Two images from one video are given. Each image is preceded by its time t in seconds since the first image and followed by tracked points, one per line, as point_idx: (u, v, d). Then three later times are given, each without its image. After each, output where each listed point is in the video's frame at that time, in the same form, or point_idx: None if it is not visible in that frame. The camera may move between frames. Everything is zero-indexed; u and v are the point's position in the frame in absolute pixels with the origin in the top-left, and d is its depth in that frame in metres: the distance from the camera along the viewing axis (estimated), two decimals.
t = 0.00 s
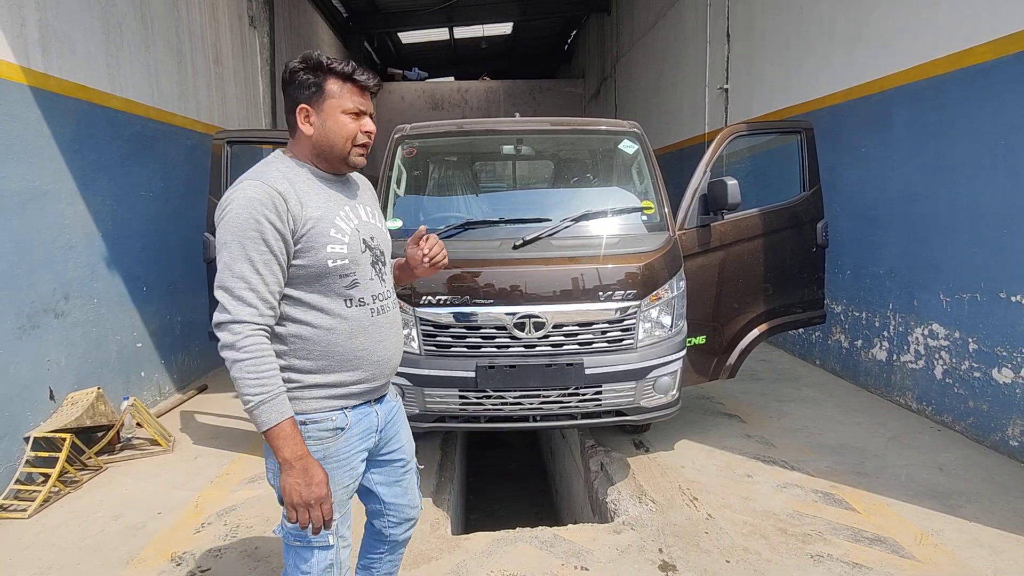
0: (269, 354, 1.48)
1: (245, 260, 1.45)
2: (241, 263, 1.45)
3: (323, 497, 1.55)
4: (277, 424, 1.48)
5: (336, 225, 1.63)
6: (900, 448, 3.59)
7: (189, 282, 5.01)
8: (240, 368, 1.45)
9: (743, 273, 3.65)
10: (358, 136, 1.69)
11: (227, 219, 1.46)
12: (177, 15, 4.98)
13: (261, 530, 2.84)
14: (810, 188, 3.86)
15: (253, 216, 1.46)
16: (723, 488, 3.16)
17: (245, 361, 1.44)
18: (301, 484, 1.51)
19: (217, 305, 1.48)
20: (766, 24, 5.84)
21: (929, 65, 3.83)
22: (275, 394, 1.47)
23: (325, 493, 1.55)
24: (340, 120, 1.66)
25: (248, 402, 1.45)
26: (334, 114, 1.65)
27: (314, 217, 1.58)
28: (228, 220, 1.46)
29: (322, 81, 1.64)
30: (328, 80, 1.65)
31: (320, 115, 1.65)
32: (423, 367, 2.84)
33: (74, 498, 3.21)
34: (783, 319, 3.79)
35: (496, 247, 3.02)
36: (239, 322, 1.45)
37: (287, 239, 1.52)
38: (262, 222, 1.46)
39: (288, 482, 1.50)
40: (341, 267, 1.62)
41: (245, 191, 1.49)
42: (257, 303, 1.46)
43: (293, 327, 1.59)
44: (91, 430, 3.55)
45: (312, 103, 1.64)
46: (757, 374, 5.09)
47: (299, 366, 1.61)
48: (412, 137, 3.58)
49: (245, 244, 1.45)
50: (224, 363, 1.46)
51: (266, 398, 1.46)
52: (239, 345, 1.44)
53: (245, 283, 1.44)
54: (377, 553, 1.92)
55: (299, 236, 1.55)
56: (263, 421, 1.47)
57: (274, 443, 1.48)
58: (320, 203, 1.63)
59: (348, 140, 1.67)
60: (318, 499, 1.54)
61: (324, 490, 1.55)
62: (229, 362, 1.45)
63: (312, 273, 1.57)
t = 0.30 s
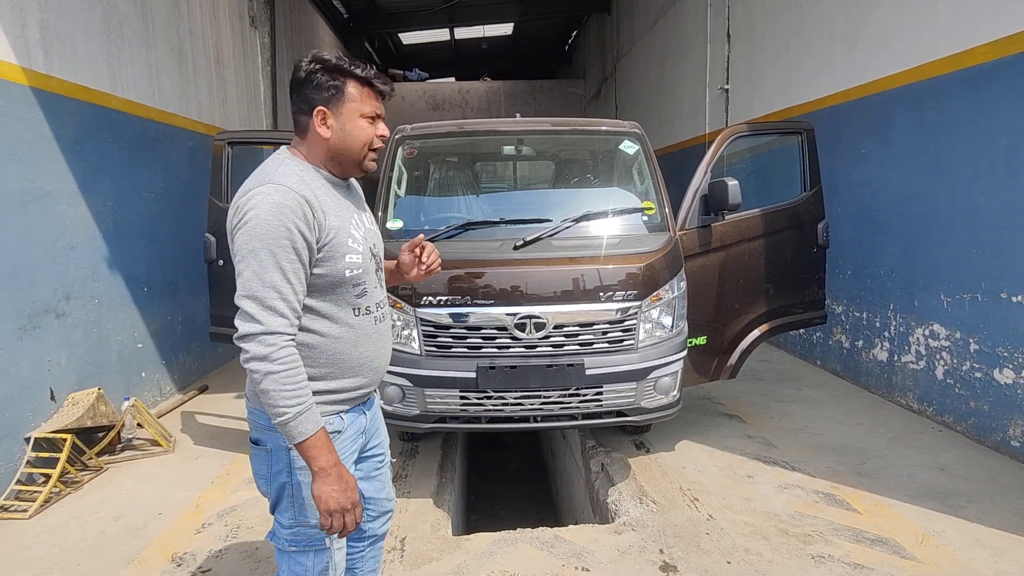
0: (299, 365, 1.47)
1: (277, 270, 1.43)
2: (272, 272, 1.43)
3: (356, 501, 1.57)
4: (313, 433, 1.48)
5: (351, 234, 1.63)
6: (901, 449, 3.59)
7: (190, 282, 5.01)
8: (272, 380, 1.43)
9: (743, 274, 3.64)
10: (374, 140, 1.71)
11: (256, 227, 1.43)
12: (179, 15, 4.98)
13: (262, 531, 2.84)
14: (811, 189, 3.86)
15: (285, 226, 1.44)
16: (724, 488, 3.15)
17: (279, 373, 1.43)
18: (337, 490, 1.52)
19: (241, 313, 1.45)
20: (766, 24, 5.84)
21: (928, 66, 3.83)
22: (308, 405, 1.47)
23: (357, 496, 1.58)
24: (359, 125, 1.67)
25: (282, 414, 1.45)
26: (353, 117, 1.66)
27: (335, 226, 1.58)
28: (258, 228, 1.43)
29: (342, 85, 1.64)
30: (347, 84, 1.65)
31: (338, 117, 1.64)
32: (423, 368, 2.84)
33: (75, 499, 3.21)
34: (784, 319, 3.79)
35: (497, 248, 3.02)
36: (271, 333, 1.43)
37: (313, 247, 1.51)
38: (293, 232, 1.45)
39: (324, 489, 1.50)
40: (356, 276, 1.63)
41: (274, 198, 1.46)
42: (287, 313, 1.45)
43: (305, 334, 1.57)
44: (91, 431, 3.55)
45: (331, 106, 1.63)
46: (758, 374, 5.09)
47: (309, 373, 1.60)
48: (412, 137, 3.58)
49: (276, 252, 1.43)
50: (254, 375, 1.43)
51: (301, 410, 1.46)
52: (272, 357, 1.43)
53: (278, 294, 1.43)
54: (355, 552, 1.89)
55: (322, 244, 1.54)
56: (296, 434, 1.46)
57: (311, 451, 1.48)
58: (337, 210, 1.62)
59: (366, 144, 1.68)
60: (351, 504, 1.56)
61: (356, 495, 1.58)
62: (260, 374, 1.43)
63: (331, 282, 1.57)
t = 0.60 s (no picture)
0: (313, 360, 1.48)
1: (287, 268, 1.43)
2: (283, 270, 1.43)
3: (371, 490, 1.57)
4: (330, 426, 1.48)
5: (351, 234, 1.64)
6: (903, 451, 3.58)
7: (193, 284, 5.02)
8: (288, 376, 1.43)
9: (745, 276, 3.64)
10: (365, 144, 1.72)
11: (264, 227, 1.43)
12: (181, 18, 5.00)
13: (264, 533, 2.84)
14: (813, 191, 3.85)
15: (293, 225, 1.45)
16: (726, 491, 3.15)
17: (295, 369, 1.43)
18: (356, 479, 1.52)
19: (251, 313, 1.44)
20: (767, 26, 5.85)
21: (930, 68, 3.83)
22: (323, 401, 1.48)
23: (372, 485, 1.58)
24: (351, 130, 1.68)
25: (298, 410, 1.44)
26: (345, 123, 1.67)
27: (337, 225, 1.58)
28: (267, 228, 1.43)
29: (334, 90, 1.64)
30: (339, 89, 1.65)
31: (331, 123, 1.65)
32: (425, 370, 2.83)
33: (76, 501, 3.21)
34: (786, 321, 3.78)
35: (498, 250, 3.03)
36: (285, 330, 1.43)
37: (318, 246, 1.52)
38: (301, 231, 1.46)
39: (342, 479, 1.50)
40: (355, 274, 1.64)
41: (279, 198, 1.46)
42: (299, 310, 1.46)
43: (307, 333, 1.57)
44: (93, 433, 3.55)
45: (324, 113, 1.64)
46: (760, 376, 5.08)
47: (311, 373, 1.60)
48: (414, 139, 3.59)
49: (285, 251, 1.43)
50: (269, 373, 1.43)
51: (317, 405, 1.46)
52: (287, 354, 1.43)
53: (290, 292, 1.43)
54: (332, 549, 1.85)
55: (325, 243, 1.55)
56: (311, 429, 1.46)
57: (327, 444, 1.48)
58: (336, 209, 1.63)
59: (358, 149, 1.69)
60: (369, 491, 1.56)
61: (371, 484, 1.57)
62: (275, 371, 1.42)
63: (333, 280, 1.58)
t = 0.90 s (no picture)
0: (308, 347, 1.57)
1: (282, 261, 1.53)
2: (279, 263, 1.52)
3: (365, 469, 1.66)
4: (326, 409, 1.56)
5: (331, 234, 1.77)
6: (907, 453, 3.57)
7: (196, 287, 5.03)
8: (288, 361, 1.51)
9: (748, 278, 3.63)
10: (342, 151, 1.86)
11: (259, 223, 1.52)
12: (185, 21, 5.02)
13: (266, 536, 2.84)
14: (816, 193, 3.85)
15: (285, 221, 1.55)
16: (729, 493, 3.14)
17: (294, 355, 1.51)
18: (351, 458, 1.62)
19: (248, 304, 1.50)
20: (769, 29, 5.86)
21: (931, 70, 3.84)
22: (319, 385, 1.56)
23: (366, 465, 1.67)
24: (333, 138, 1.81)
25: (299, 394, 1.52)
26: (329, 132, 1.80)
27: (320, 224, 1.70)
28: (262, 223, 1.52)
29: (319, 102, 1.77)
30: (323, 101, 1.78)
31: (316, 131, 1.76)
32: (428, 373, 2.83)
33: (79, 504, 3.22)
34: (789, 324, 3.78)
35: (501, 252, 3.03)
36: (284, 318, 1.51)
37: (306, 242, 1.63)
38: (293, 227, 1.56)
39: (338, 459, 1.59)
40: (335, 270, 1.76)
41: (271, 197, 1.57)
42: (294, 300, 1.55)
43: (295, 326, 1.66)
44: (97, 435, 3.56)
45: (311, 122, 1.75)
46: (763, 379, 5.07)
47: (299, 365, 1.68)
48: (417, 142, 3.60)
49: (280, 245, 1.53)
50: (269, 359, 1.50)
51: (315, 388, 1.54)
52: (286, 340, 1.51)
53: (286, 282, 1.52)
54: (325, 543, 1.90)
55: (311, 240, 1.66)
56: (310, 412, 1.54)
57: (323, 426, 1.56)
58: (316, 211, 1.74)
59: (339, 156, 1.84)
60: (364, 470, 1.65)
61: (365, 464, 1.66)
62: (275, 357, 1.50)
63: (317, 275, 1.69)
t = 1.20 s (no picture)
0: (285, 340, 1.61)
1: (256, 259, 1.57)
2: (254, 261, 1.57)
3: (346, 448, 1.73)
4: (306, 396, 1.62)
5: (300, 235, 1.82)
6: (910, 456, 3.56)
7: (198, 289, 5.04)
8: (267, 353, 1.56)
9: (751, 280, 3.63)
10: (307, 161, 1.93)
11: (231, 225, 1.57)
12: (187, 25, 5.04)
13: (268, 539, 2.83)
14: (818, 195, 3.83)
15: (257, 222, 1.60)
16: (732, 496, 3.13)
17: (272, 348, 1.56)
18: (333, 437, 1.68)
19: (225, 301, 1.54)
20: (770, 31, 5.86)
21: (933, 72, 3.84)
22: (298, 374, 1.61)
23: (346, 444, 1.74)
24: (301, 148, 1.89)
25: (279, 383, 1.57)
26: (297, 142, 1.87)
27: (290, 225, 1.76)
28: (235, 224, 1.57)
29: (287, 113, 1.84)
30: (290, 113, 1.85)
31: (285, 141, 1.83)
32: (430, 375, 2.83)
33: (82, 506, 3.22)
34: (791, 326, 3.77)
35: (503, 254, 3.03)
36: (260, 313, 1.56)
37: (278, 242, 1.68)
38: (265, 228, 1.62)
39: (322, 439, 1.66)
40: (305, 269, 1.81)
41: (241, 200, 1.62)
42: (269, 296, 1.59)
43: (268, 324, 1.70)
44: (100, 438, 3.57)
45: (280, 132, 1.82)
46: (765, 381, 5.06)
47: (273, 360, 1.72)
48: (418, 145, 3.61)
49: (254, 245, 1.58)
50: (248, 353, 1.54)
51: (293, 377, 1.59)
52: (264, 334, 1.55)
53: (261, 279, 1.57)
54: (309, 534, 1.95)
55: (282, 240, 1.71)
56: (291, 399, 1.59)
57: (305, 411, 1.62)
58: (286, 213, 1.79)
59: (307, 165, 1.91)
60: (346, 448, 1.73)
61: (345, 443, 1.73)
62: (254, 351, 1.54)
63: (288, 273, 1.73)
